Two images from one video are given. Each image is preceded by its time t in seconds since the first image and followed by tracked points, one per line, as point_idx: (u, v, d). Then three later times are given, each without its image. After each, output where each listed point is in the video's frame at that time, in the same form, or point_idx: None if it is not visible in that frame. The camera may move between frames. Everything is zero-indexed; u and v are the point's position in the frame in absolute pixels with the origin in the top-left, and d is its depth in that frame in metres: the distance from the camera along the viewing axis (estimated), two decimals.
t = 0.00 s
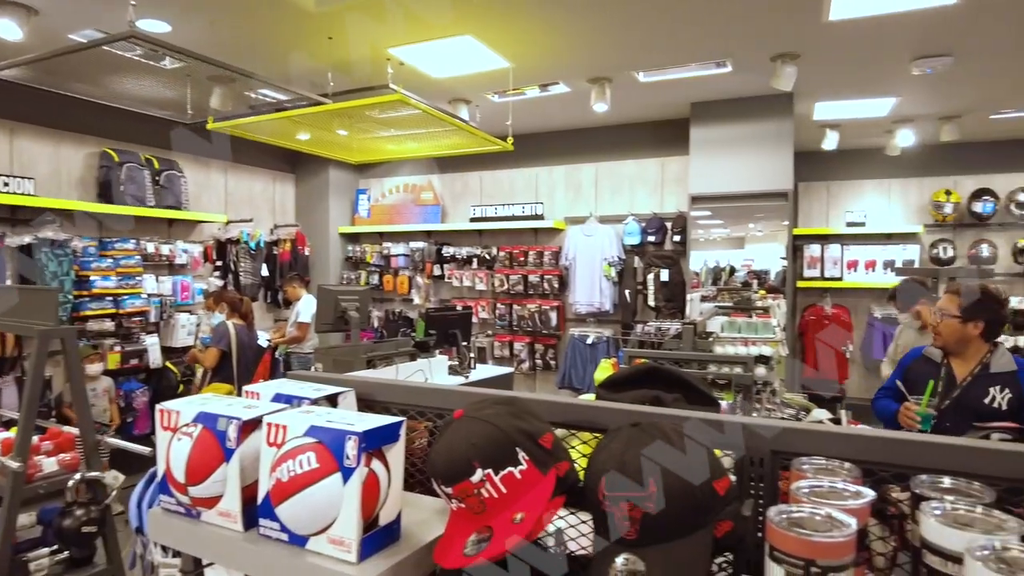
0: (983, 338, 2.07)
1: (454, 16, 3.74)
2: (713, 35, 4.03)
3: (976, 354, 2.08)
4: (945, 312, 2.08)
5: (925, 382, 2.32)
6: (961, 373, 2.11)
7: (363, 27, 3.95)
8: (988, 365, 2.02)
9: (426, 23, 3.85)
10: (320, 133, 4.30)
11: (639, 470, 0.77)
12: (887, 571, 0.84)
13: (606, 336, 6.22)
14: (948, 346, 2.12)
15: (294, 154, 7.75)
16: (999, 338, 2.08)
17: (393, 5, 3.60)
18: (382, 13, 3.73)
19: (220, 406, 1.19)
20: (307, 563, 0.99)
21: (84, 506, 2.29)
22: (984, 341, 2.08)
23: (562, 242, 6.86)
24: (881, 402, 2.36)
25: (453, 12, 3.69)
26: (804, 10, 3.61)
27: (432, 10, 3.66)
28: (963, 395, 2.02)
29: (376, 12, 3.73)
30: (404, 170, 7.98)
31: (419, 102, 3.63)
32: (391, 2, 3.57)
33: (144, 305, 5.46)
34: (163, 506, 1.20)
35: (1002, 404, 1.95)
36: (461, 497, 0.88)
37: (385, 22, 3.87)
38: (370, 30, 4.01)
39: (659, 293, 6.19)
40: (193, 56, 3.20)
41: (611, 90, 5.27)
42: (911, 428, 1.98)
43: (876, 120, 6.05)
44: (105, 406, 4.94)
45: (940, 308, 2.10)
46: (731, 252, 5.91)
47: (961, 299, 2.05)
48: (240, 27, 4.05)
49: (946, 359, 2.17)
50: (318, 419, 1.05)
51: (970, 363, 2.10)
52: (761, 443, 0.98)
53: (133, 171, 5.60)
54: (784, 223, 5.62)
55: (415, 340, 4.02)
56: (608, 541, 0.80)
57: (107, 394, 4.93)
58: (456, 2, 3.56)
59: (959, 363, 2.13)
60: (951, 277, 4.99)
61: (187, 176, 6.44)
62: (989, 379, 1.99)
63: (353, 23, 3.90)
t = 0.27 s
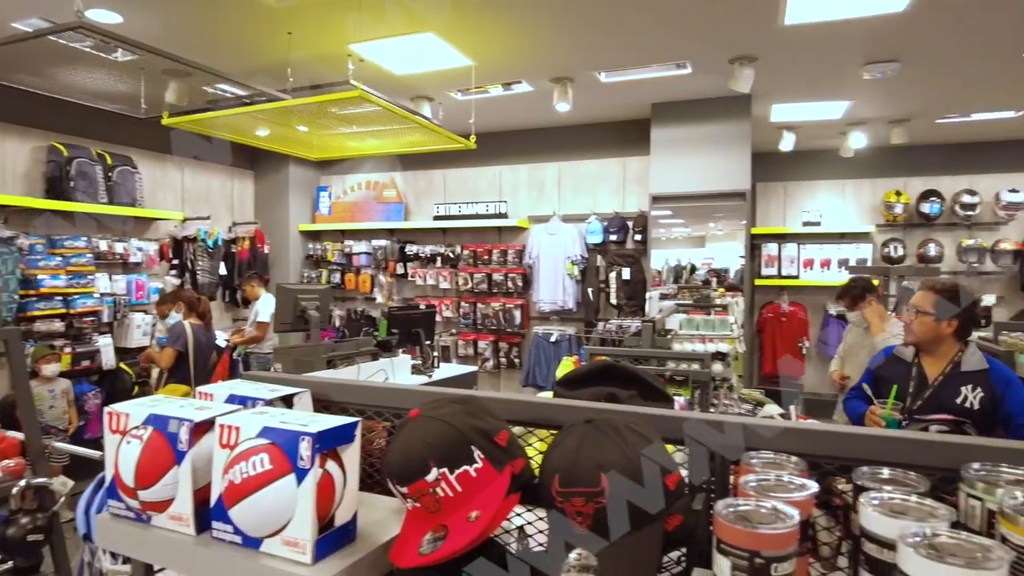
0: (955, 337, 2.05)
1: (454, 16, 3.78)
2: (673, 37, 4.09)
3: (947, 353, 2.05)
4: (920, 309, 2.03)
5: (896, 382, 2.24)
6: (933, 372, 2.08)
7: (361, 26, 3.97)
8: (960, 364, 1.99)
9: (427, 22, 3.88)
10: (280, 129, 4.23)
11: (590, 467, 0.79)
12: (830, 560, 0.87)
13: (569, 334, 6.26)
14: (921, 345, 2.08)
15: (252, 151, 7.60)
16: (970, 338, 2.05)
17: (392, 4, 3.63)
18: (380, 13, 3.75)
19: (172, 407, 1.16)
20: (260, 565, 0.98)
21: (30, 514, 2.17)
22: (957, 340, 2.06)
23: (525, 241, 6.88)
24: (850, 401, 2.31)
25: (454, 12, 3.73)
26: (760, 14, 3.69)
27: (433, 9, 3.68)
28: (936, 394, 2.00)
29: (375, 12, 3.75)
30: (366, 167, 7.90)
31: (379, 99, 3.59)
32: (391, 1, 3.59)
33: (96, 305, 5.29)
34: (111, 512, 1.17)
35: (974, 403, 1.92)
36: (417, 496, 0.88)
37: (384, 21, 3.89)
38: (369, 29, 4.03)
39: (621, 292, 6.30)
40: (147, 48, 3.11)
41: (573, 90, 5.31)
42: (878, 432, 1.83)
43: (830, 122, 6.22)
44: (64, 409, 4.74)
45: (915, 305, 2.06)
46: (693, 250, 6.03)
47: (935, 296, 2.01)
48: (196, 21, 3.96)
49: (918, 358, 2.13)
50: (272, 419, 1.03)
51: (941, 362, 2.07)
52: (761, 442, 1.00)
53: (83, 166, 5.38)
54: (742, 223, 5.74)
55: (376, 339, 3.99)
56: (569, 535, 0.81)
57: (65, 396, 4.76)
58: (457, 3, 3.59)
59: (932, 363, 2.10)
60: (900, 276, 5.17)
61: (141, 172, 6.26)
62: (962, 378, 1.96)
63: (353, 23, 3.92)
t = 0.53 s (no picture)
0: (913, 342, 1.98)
1: (441, 17, 3.79)
2: (638, 38, 4.13)
3: (909, 358, 1.97)
4: (887, 315, 1.93)
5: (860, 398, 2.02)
6: (898, 381, 1.96)
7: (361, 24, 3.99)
8: (927, 370, 1.92)
9: (409, 22, 3.88)
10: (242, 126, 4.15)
11: (547, 464, 0.80)
12: (781, 552, 0.91)
13: (536, 333, 6.27)
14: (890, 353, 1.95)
15: (213, 147, 7.44)
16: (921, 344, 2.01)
17: (393, 5, 3.66)
18: (382, 14, 3.79)
19: (124, 410, 1.14)
20: (215, 568, 0.96)
21: None
22: (914, 344, 1.99)
23: (492, 240, 6.88)
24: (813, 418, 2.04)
25: (454, 14, 3.76)
26: (722, 17, 3.75)
27: (434, 11, 3.72)
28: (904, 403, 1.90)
29: (377, 13, 3.77)
30: (330, 164, 7.80)
31: (342, 96, 3.54)
32: (391, 1, 3.62)
33: (47, 305, 5.10)
34: (60, 518, 1.14)
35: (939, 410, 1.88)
36: (375, 497, 0.89)
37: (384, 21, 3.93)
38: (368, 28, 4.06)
39: (586, 291, 6.35)
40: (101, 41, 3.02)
41: (539, 90, 5.33)
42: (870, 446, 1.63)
43: (790, 124, 6.37)
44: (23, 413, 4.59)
45: (883, 311, 1.93)
46: (657, 250, 6.12)
47: (900, 300, 1.93)
48: (153, 14, 3.86)
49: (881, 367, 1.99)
50: (229, 421, 1.02)
51: (904, 370, 1.97)
52: (761, 441, 1.00)
53: (33, 161, 5.16)
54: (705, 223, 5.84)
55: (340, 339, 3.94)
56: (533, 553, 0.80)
57: (23, 398, 4.61)
58: (458, 4, 3.63)
59: (895, 371, 1.98)
60: (856, 275, 5.32)
61: (96, 169, 6.07)
62: (927, 384, 1.91)
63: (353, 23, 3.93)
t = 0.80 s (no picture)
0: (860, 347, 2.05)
1: (407, 13, 3.77)
2: (604, 39, 4.17)
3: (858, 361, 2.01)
4: (839, 314, 2.01)
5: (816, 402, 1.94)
6: (854, 385, 1.97)
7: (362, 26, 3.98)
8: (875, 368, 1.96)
9: (374, 18, 3.84)
10: (204, 122, 4.06)
11: (505, 461, 0.81)
12: (736, 546, 0.92)
13: (504, 331, 6.27)
14: (840, 352, 2.00)
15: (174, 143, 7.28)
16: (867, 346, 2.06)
17: (394, 5, 3.67)
18: (382, 14, 3.79)
19: (74, 412, 1.11)
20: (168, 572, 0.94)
21: None
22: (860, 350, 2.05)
23: (460, 239, 6.86)
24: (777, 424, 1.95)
25: (453, 14, 3.78)
26: (686, 19, 3.81)
27: (433, 10, 3.74)
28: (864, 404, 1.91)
29: (377, 13, 3.78)
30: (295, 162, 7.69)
31: (306, 93, 3.49)
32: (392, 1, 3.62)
33: None
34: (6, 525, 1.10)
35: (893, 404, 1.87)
36: (333, 497, 0.88)
37: (386, 23, 3.93)
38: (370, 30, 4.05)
39: (554, 289, 6.38)
40: (54, 32, 2.93)
41: (506, 89, 5.33)
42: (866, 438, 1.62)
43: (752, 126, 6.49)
44: None
45: (828, 311, 2.03)
46: (624, 249, 6.18)
47: (844, 301, 2.03)
48: (110, 6, 3.75)
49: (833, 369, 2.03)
50: (184, 422, 1.00)
51: (856, 372, 2.00)
52: (762, 441, 1.00)
53: None
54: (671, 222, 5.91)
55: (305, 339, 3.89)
56: (533, 560, 0.81)
57: None
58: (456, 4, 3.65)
59: (847, 374, 2.00)
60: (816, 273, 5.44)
61: (50, 164, 5.89)
62: (880, 383, 1.93)
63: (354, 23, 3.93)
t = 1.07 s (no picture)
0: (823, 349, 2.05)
1: (374, 11, 3.73)
2: (571, 39, 4.19)
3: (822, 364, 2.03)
4: (796, 318, 2.04)
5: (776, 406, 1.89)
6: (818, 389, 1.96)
7: (361, 27, 3.98)
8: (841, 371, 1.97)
9: (340, 15, 3.80)
10: (165, 117, 3.97)
11: (463, 460, 0.81)
12: (694, 539, 0.94)
13: (474, 330, 6.24)
14: (801, 355, 2.02)
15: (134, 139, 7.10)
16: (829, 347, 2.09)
17: (394, 6, 3.69)
18: (381, 15, 3.80)
19: (19, 416, 1.08)
20: None
21: None
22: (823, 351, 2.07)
23: (428, 237, 6.83)
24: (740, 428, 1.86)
25: (453, 14, 3.80)
26: (652, 20, 3.85)
27: (434, 11, 3.77)
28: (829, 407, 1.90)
29: (377, 14, 3.80)
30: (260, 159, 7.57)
31: (270, 89, 3.44)
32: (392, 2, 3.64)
33: None
34: None
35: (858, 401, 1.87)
36: (290, 498, 0.88)
37: (384, 23, 3.94)
38: (368, 30, 4.05)
39: (523, 288, 6.37)
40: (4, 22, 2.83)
41: (474, 87, 5.32)
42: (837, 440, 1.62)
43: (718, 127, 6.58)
44: None
45: (785, 314, 2.06)
46: (593, 248, 6.22)
47: (800, 303, 2.07)
48: None
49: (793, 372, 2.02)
50: (138, 424, 0.98)
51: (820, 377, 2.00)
52: (762, 441, 1.00)
53: None
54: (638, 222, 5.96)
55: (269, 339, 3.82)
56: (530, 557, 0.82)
57: None
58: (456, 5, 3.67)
59: (811, 378, 1.96)
60: (778, 272, 5.54)
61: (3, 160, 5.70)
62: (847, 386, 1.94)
63: (353, 23, 3.93)
